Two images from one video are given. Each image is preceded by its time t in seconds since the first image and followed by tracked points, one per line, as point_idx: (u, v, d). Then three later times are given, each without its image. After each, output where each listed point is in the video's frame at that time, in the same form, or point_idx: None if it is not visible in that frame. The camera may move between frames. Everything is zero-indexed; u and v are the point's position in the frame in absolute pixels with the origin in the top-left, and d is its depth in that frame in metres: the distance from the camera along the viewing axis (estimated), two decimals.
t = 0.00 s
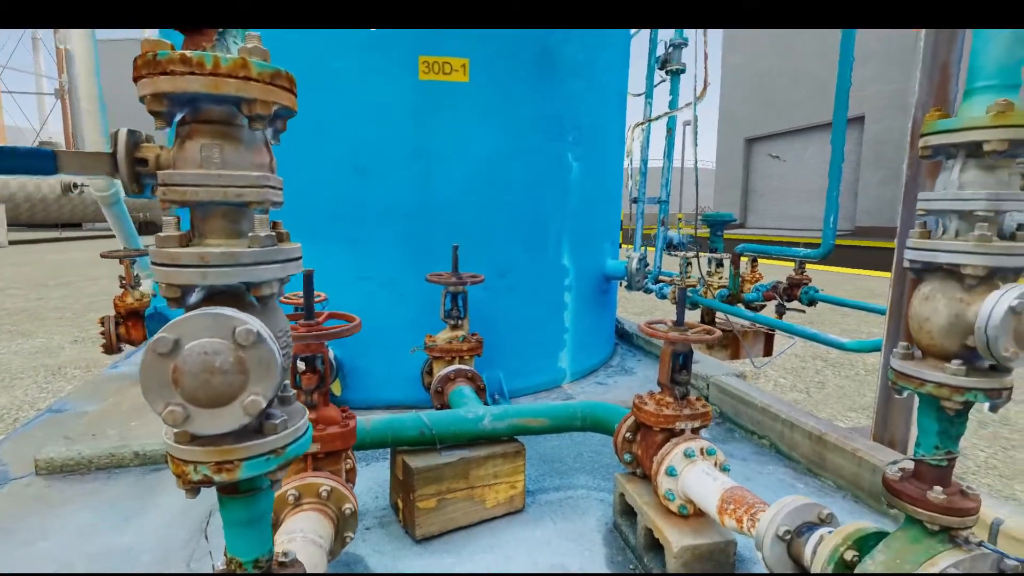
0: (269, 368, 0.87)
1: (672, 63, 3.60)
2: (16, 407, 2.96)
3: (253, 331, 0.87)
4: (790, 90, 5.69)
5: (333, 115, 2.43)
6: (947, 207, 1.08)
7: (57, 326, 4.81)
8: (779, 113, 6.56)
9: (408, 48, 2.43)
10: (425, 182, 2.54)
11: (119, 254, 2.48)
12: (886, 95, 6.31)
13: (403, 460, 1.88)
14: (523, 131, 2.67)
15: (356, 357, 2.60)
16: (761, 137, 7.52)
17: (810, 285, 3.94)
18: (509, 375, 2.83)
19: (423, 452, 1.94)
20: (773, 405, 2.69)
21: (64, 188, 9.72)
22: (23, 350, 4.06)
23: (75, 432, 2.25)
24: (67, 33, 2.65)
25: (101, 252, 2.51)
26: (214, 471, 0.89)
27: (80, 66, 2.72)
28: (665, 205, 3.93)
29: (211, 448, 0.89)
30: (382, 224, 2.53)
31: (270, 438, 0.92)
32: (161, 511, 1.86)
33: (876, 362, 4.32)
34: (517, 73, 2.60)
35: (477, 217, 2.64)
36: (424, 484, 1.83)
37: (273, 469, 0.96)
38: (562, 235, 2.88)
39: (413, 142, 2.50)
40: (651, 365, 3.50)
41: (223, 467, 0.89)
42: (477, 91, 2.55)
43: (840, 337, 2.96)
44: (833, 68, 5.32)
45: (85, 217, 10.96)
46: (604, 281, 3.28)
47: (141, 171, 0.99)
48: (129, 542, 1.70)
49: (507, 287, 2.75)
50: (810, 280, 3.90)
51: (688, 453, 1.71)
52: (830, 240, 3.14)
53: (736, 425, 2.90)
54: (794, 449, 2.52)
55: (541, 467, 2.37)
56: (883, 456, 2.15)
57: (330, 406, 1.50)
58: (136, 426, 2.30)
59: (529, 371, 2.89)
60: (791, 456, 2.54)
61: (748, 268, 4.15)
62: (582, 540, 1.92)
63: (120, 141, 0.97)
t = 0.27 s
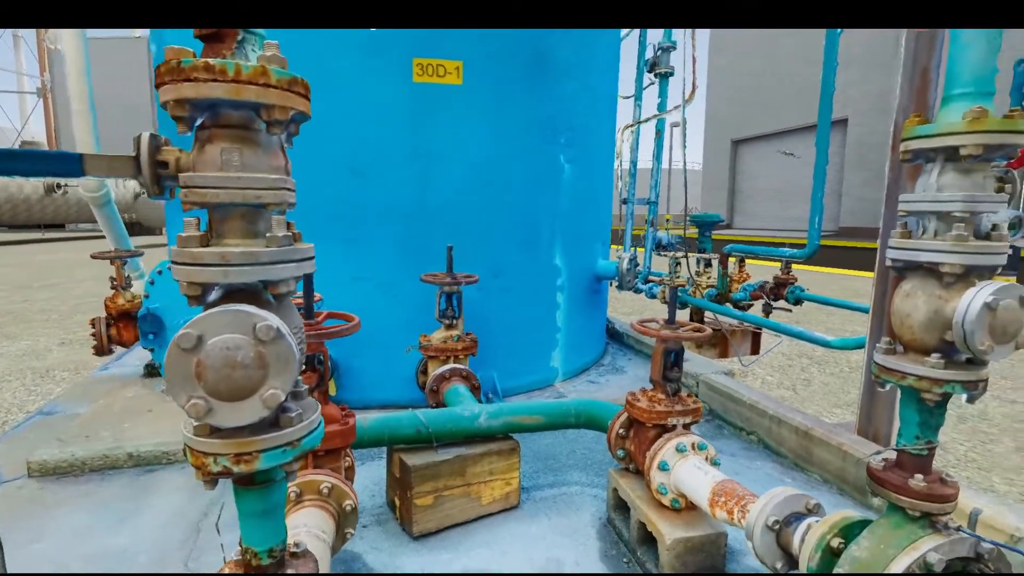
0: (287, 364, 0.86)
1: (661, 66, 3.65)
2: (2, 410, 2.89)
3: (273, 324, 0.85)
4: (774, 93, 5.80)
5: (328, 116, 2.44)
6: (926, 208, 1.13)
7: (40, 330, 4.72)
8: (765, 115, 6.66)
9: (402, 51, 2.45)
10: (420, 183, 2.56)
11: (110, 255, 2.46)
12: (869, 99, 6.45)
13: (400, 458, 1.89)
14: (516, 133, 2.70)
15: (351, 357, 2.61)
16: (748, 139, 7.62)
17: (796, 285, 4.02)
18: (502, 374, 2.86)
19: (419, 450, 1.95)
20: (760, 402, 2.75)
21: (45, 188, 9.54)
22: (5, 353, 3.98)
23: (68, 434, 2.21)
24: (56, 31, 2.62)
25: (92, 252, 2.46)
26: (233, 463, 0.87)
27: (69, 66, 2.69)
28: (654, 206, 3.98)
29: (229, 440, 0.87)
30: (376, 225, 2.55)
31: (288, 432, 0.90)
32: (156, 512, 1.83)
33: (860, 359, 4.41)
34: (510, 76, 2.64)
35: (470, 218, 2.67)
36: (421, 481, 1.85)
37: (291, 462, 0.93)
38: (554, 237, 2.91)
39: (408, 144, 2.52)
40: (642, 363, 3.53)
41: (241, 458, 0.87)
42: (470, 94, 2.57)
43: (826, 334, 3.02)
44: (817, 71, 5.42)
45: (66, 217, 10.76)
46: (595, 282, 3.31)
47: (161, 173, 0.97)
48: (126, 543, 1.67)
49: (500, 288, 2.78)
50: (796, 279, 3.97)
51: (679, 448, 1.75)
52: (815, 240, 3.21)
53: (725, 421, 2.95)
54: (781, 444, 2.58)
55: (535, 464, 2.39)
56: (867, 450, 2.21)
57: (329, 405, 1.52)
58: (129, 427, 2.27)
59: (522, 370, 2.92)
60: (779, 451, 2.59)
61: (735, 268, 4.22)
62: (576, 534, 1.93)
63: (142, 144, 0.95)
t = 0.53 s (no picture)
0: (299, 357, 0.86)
1: (645, 66, 3.71)
2: None
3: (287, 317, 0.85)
4: (754, 93, 5.92)
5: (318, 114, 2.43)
6: (902, 207, 1.19)
7: (16, 330, 4.60)
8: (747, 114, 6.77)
9: (392, 49, 2.45)
10: (411, 182, 2.57)
11: (94, 254, 2.42)
12: (846, 99, 6.60)
13: (393, 453, 1.88)
14: (505, 133, 2.72)
15: (341, 354, 2.62)
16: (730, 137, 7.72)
17: (777, 281, 4.11)
18: (492, 371, 2.88)
19: (413, 445, 1.93)
20: (744, 395, 2.82)
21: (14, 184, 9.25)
22: None
23: (54, 434, 2.14)
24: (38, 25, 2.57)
25: (76, 250, 2.43)
26: (246, 453, 0.86)
27: (52, 62, 2.65)
28: (640, 204, 4.03)
29: (241, 429, 0.86)
30: (366, 223, 2.55)
31: (299, 422, 0.89)
32: (147, 510, 1.78)
33: (838, 353, 4.53)
34: (499, 75, 2.66)
35: (460, 216, 2.69)
36: (414, 476, 1.84)
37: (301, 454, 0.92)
38: (543, 235, 2.95)
39: (399, 143, 2.53)
40: (629, 359, 3.57)
41: (254, 449, 0.86)
42: (460, 92, 2.59)
43: (807, 328, 3.10)
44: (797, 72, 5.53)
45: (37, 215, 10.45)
46: (583, 278, 3.34)
47: (175, 172, 0.96)
48: (116, 542, 1.62)
49: (490, 285, 2.81)
50: (777, 275, 4.06)
51: (668, 440, 1.79)
52: (796, 238, 3.28)
53: (710, 415, 3.02)
54: (764, 435, 2.65)
55: (526, 458, 2.39)
56: (845, 439, 2.29)
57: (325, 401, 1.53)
58: (117, 426, 2.21)
59: (512, 366, 2.94)
60: (762, 442, 2.67)
61: (719, 265, 4.30)
62: (567, 526, 1.94)
63: (155, 143, 0.94)
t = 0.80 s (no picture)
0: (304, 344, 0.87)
1: (626, 60, 3.75)
2: None
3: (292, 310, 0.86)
4: (730, 89, 6.03)
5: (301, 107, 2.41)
6: (872, 200, 1.25)
7: None
8: (723, 109, 6.88)
9: (375, 41, 2.44)
10: (395, 176, 2.57)
11: (70, 248, 2.36)
12: (819, 95, 6.76)
13: (380, 445, 1.87)
14: (489, 127, 2.74)
15: (327, 348, 2.61)
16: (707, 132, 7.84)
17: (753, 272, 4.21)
18: (477, 363, 2.91)
19: (400, 437, 1.92)
20: (722, 383, 2.90)
21: None
22: None
23: (31, 432, 2.09)
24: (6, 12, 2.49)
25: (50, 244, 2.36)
26: (251, 441, 0.87)
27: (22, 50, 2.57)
28: (620, 197, 4.08)
29: (244, 417, 0.86)
30: (351, 217, 2.54)
31: (301, 411, 0.90)
32: (132, 506, 1.76)
33: (811, 342, 4.68)
34: (482, 69, 2.67)
35: (445, 209, 2.70)
36: (403, 466, 1.83)
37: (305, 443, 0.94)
38: (526, 229, 2.97)
39: (383, 137, 2.52)
40: (611, 349, 3.62)
41: (259, 436, 0.87)
42: (444, 86, 2.59)
43: (781, 318, 3.20)
44: (772, 68, 5.64)
45: None
46: (565, 271, 3.38)
47: (177, 166, 0.97)
48: (101, 539, 1.60)
49: (474, 278, 2.83)
50: (753, 267, 4.16)
51: (650, 426, 1.83)
52: (771, 230, 3.37)
53: (690, 403, 3.10)
54: (741, 422, 2.74)
55: (510, 448, 2.40)
56: (817, 423, 2.38)
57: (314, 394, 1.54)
58: (97, 423, 2.16)
59: (497, 358, 2.97)
60: (739, 429, 2.75)
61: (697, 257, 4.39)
62: (552, 512, 1.96)
63: (158, 138, 0.96)
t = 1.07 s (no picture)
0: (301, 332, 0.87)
1: (602, 51, 3.78)
2: None
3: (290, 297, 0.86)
4: (701, 81, 6.13)
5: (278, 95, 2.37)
6: (839, 190, 1.31)
7: None
8: (696, 100, 6.99)
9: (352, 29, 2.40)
10: (375, 165, 2.55)
11: (34, 239, 2.27)
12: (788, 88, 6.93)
13: (363, 434, 1.88)
14: (468, 116, 2.74)
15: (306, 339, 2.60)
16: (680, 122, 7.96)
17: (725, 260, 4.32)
18: (458, 352, 2.93)
19: (383, 426, 1.93)
20: (695, 368, 2.99)
21: None
22: None
23: None
24: None
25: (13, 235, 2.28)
26: (249, 427, 0.85)
27: None
28: (596, 187, 4.13)
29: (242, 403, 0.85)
30: (329, 207, 2.51)
31: (297, 398, 0.89)
32: (111, 501, 1.73)
33: (779, 328, 4.84)
34: (461, 58, 2.66)
35: (425, 199, 2.70)
36: (386, 454, 1.84)
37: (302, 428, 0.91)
38: (505, 218, 2.99)
39: (362, 126, 2.50)
40: (588, 337, 3.68)
41: (257, 422, 0.85)
42: (423, 75, 2.58)
43: (751, 305, 3.31)
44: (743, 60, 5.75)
45: None
46: (544, 260, 3.40)
47: (171, 157, 0.95)
48: (80, 534, 1.58)
49: (454, 268, 2.84)
50: (725, 255, 4.27)
51: (628, 411, 1.84)
52: (743, 219, 3.47)
53: (665, 388, 3.18)
54: (714, 405, 2.83)
55: (491, 433, 2.41)
56: (784, 403, 2.49)
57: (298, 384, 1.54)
58: (70, 418, 2.11)
59: (476, 347, 3.00)
60: (712, 411, 2.85)
61: (671, 246, 4.49)
62: (534, 495, 2.00)
63: (151, 127, 0.92)
